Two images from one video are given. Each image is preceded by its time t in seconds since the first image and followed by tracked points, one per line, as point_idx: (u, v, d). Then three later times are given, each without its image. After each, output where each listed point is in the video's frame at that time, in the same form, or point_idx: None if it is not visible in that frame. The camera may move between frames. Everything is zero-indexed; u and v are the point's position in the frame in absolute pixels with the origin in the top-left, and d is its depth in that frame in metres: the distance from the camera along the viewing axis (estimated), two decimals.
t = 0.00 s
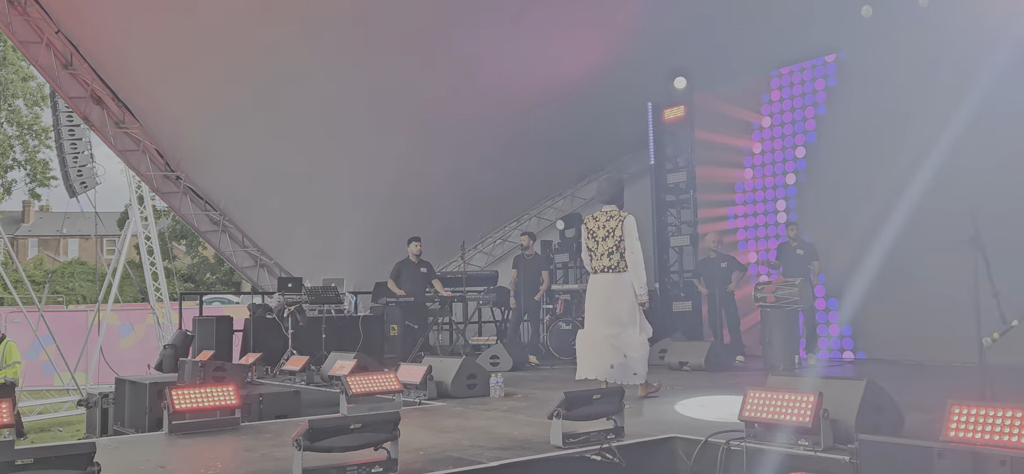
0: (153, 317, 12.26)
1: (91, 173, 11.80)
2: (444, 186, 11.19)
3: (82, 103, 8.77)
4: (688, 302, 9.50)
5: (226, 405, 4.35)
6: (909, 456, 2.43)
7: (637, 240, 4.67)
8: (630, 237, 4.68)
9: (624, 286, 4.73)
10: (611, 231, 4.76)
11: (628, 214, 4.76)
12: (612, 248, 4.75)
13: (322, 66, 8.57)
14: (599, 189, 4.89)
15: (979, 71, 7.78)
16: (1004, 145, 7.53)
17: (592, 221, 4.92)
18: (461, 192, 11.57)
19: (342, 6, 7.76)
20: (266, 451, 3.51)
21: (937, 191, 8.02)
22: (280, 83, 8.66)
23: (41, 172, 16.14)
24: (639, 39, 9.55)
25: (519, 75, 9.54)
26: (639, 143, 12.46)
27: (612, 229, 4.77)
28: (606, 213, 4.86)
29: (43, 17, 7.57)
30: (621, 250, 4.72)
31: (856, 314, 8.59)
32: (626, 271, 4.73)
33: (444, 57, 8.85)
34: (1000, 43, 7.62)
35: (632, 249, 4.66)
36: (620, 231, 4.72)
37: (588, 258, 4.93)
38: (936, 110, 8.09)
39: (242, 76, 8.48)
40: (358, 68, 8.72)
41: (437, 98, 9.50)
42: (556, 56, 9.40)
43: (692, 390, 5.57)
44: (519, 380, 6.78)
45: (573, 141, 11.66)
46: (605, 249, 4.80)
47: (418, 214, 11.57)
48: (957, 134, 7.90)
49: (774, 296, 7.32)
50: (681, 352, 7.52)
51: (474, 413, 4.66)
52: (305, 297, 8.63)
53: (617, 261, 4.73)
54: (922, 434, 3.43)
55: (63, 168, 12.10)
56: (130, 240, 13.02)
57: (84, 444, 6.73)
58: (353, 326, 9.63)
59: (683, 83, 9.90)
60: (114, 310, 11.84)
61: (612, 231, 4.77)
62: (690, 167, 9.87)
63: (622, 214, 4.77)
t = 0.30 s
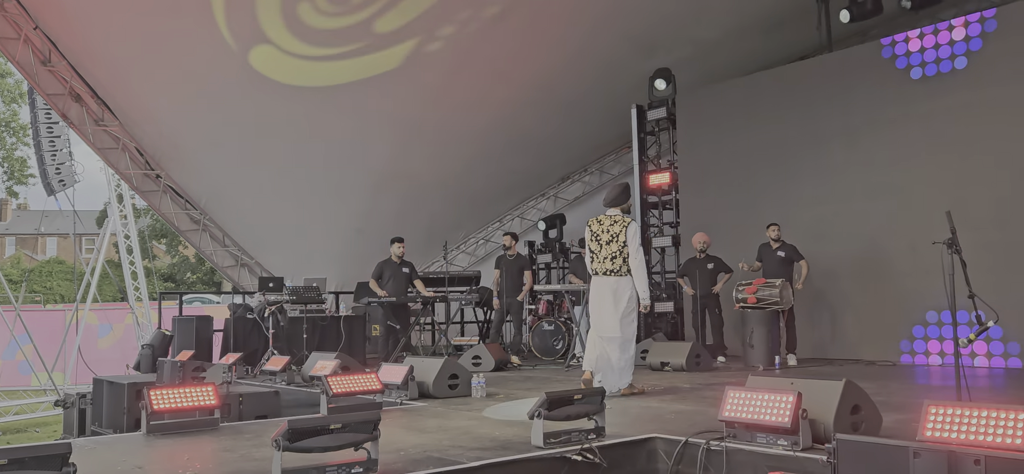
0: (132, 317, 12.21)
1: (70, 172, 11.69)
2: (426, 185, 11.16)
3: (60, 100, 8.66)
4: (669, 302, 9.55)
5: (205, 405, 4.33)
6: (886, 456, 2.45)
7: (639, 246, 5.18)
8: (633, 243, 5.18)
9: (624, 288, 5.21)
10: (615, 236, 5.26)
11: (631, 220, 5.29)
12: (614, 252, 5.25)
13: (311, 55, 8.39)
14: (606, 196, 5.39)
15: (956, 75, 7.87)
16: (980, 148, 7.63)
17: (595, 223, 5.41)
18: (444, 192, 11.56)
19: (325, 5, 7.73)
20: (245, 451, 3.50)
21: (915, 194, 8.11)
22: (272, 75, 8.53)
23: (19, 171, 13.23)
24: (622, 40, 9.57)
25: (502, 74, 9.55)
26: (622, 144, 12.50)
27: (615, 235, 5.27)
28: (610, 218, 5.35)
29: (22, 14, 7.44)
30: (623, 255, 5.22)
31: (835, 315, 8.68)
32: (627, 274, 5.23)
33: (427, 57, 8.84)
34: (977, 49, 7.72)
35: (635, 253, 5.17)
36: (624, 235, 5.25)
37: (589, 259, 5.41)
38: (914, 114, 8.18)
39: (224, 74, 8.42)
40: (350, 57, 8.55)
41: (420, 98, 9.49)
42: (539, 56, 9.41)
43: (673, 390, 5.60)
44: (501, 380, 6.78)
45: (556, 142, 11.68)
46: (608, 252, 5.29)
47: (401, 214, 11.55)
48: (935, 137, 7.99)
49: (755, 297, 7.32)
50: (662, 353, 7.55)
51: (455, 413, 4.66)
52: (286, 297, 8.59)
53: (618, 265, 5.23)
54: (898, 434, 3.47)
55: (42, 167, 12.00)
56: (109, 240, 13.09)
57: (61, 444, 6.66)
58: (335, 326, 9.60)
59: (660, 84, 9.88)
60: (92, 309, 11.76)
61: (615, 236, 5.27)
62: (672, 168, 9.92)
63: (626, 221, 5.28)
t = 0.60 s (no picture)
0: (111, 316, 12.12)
1: (49, 170, 11.57)
2: (409, 185, 11.14)
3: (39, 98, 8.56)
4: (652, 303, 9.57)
5: (184, 406, 4.30)
6: (864, 456, 2.47)
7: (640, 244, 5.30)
8: (633, 241, 5.31)
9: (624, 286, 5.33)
10: (615, 235, 5.39)
11: (629, 219, 5.42)
12: (615, 250, 5.37)
13: (291, 55, 8.36)
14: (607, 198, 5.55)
15: (936, 79, 7.95)
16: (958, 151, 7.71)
17: (595, 224, 5.55)
18: (428, 192, 11.54)
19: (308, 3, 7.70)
20: (224, 452, 3.48)
21: (894, 197, 8.19)
22: (251, 74, 8.47)
23: None
24: (605, 41, 9.59)
25: (486, 75, 9.55)
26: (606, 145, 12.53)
27: (615, 234, 5.40)
28: (609, 218, 5.49)
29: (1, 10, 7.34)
30: (623, 253, 5.35)
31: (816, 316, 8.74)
32: (626, 273, 5.36)
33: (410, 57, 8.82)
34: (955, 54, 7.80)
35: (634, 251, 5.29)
36: (623, 234, 5.37)
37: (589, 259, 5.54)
38: (895, 117, 8.25)
39: (206, 72, 8.36)
40: (331, 58, 8.54)
41: (403, 98, 9.46)
42: (523, 57, 9.42)
43: (655, 391, 5.61)
44: (483, 381, 6.77)
45: (540, 143, 11.70)
46: (608, 251, 5.41)
47: (384, 214, 11.52)
48: (915, 141, 8.07)
49: (736, 299, 7.36)
50: (645, 353, 7.57)
51: (437, 414, 4.66)
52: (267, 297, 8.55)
53: (618, 263, 5.35)
54: (877, 435, 3.50)
55: (19, 164, 11.84)
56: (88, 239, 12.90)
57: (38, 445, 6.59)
58: (317, 326, 9.55)
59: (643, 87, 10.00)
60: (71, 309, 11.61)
61: (614, 235, 5.40)
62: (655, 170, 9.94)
63: (625, 220, 5.42)
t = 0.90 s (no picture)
0: (91, 315, 12.06)
1: (28, 167, 11.43)
2: (392, 184, 11.13)
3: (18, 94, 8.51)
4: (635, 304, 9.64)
5: (164, 406, 4.27)
6: (843, 456, 2.49)
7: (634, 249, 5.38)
8: (626, 245, 5.40)
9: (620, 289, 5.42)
10: (610, 240, 5.50)
11: (625, 223, 5.51)
12: (610, 255, 5.48)
13: (268, 71, 8.49)
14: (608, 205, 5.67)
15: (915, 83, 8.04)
16: (936, 155, 7.80)
17: (595, 231, 5.68)
18: (411, 191, 11.53)
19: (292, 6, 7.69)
20: (205, 452, 3.47)
21: (874, 199, 8.26)
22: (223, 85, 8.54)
23: None
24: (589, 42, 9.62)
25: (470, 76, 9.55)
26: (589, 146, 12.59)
27: (610, 239, 5.51)
28: (608, 224, 5.60)
29: None
30: (617, 257, 5.45)
31: (797, 319, 8.78)
32: (623, 276, 5.44)
33: (394, 58, 8.81)
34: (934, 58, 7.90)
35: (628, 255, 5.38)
36: (618, 239, 5.47)
37: (590, 264, 5.68)
38: (875, 120, 8.33)
39: (188, 72, 8.32)
40: (306, 75, 8.69)
41: (387, 98, 9.45)
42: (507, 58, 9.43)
43: (636, 391, 5.63)
44: (466, 380, 6.77)
45: (524, 142, 11.71)
46: (605, 256, 5.53)
47: (367, 213, 11.49)
48: (894, 144, 8.15)
49: (718, 299, 7.41)
50: (627, 353, 7.60)
51: (419, 414, 4.65)
52: (249, 296, 8.51)
53: (613, 267, 5.45)
54: (855, 435, 3.54)
55: None
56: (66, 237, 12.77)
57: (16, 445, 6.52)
58: (299, 326, 9.53)
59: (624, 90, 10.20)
60: (49, 308, 11.49)
61: (610, 240, 5.51)
62: (638, 171, 10.00)
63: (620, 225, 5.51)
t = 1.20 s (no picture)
0: (70, 314, 12.06)
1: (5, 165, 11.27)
2: (375, 184, 11.11)
3: None
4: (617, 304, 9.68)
5: (142, 405, 4.23)
6: (821, 453, 2.51)
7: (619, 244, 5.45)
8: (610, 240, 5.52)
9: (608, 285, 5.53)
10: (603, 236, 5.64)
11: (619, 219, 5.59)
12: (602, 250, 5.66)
13: (239, 90, 8.73)
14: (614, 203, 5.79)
15: (895, 85, 8.11)
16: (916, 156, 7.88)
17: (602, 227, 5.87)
18: (394, 191, 11.51)
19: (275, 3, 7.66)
20: (183, 452, 3.44)
21: (854, 199, 8.32)
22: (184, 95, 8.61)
23: None
24: (573, 42, 9.64)
25: (453, 75, 9.55)
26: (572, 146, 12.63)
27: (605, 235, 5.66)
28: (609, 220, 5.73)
29: None
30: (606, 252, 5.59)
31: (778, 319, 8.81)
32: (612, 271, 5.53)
33: (378, 56, 8.80)
34: (913, 59, 7.98)
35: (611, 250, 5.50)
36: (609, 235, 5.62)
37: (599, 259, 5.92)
38: (856, 121, 8.40)
39: (168, 71, 8.27)
40: (273, 96, 8.96)
41: (370, 96, 9.43)
42: (490, 57, 9.43)
43: (618, 390, 5.63)
44: (448, 380, 6.75)
45: (506, 142, 11.72)
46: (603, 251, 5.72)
47: (349, 212, 11.45)
48: (874, 144, 8.22)
49: (700, 299, 7.42)
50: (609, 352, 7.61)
51: (400, 413, 4.64)
52: (230, 295, 8.45)
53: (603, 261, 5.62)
54: (835, 433, 3.56)
55: None
56: (44, 236, 12.60)
57: None
58: (281, 325, 9.48)
59: (604, 90, 10.25)
60: (27, 306, 11.46)
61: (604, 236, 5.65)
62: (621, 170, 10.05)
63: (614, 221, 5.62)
